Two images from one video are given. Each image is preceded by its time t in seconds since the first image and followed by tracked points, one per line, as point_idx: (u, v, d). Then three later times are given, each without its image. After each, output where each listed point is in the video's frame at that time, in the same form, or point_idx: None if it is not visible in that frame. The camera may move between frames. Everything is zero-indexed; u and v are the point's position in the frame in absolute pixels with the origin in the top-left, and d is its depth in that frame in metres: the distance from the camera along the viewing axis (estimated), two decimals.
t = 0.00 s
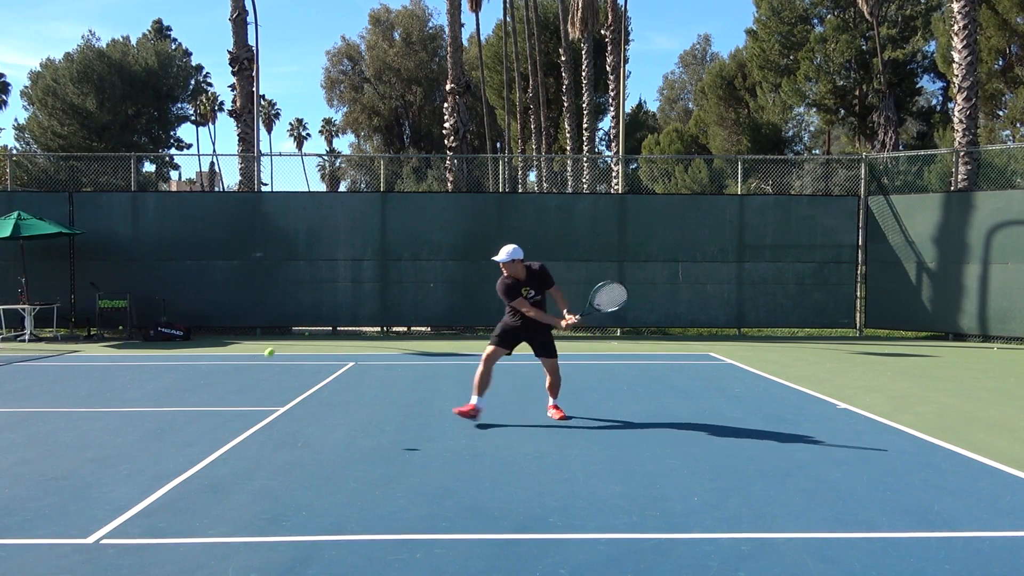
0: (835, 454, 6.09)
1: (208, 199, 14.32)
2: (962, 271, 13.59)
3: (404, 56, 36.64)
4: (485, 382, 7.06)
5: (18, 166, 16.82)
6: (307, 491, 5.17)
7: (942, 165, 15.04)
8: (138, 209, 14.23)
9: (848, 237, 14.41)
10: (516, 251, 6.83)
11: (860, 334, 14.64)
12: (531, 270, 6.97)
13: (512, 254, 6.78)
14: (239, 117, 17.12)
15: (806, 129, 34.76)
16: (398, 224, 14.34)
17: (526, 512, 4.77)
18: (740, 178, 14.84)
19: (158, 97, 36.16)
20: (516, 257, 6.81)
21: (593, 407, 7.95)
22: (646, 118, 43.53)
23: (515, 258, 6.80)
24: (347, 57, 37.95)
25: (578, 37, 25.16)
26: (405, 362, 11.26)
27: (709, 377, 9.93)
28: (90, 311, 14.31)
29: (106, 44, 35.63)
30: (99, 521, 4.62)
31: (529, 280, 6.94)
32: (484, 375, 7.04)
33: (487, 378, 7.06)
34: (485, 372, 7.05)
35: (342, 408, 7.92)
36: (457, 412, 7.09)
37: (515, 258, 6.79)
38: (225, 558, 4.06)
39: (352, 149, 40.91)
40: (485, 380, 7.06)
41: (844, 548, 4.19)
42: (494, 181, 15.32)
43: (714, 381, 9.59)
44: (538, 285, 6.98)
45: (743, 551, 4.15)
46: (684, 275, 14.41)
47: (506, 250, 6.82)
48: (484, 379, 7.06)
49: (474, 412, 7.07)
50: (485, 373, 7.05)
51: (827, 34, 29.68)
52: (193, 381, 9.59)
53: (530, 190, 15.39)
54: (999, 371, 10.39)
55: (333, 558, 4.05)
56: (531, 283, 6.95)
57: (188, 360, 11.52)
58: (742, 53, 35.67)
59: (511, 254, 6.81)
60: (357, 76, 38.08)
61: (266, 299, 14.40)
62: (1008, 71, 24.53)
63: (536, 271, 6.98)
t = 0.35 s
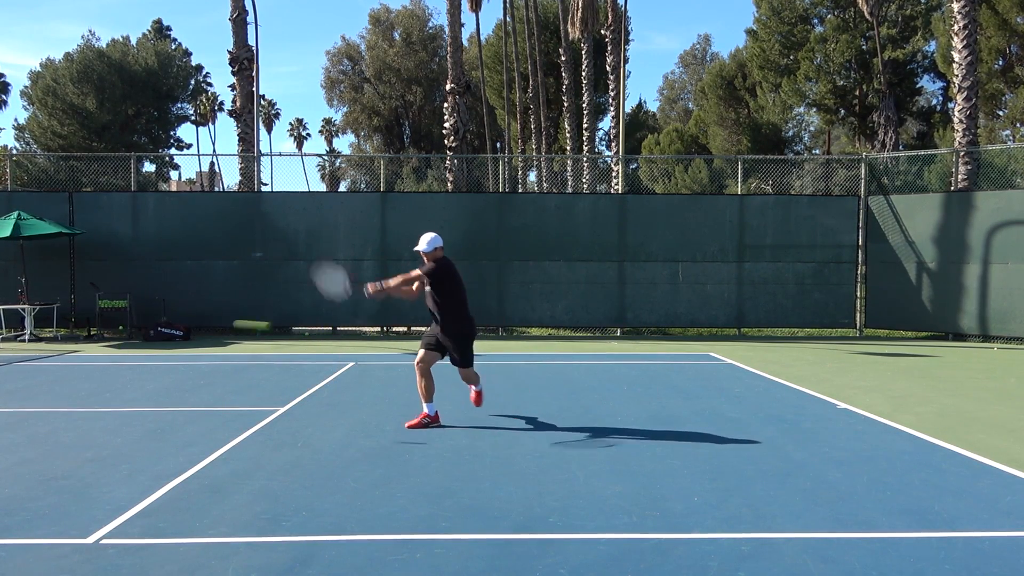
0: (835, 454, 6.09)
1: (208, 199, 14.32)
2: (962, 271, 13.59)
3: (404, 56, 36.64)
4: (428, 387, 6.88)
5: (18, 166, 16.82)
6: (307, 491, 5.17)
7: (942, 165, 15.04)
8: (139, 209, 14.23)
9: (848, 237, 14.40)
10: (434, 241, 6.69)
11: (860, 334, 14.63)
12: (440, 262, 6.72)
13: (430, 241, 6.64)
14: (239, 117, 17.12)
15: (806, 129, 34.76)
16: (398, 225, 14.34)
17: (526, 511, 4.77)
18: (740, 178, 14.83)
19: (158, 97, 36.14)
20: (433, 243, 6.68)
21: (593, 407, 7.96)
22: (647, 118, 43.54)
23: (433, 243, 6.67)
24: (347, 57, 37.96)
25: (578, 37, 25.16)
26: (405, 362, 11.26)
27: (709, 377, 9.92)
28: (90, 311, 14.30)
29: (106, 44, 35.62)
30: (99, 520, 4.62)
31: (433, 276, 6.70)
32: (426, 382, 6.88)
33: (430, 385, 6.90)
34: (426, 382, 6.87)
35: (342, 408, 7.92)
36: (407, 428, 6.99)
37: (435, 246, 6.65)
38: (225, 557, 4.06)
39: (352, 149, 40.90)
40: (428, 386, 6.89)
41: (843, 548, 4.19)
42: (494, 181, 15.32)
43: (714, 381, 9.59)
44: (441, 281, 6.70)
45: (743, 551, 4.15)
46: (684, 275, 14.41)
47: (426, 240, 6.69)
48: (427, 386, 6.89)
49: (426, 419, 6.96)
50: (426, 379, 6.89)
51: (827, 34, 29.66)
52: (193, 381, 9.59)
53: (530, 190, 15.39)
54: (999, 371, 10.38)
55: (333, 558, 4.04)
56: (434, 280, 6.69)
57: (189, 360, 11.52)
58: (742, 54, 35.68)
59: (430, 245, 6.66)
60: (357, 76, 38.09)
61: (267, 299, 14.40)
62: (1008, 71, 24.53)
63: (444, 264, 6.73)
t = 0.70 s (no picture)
0: (835, 455, 6.08)
1: (208, 199, 14.31)
2: (962, 271, 13.58)
3: (404, 56, 36.64)
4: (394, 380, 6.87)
5: (18, 166, 16.81)
6: (307, 491, 5.16)
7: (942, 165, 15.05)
8: (138, 209, 14.22)
9: (848, 237, 14.40)
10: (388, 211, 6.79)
11: (860, 334, 14.63)
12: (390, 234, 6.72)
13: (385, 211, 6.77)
14: (239, 117, 17.12)
15: (806, 129, 34.76)
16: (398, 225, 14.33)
17: (526, 512, 4.76)
18: (740, 178, 14.83)
19: (158, 97, 36.13)
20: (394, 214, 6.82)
21: (593, 407, 7.95)
22: (647, 119, 43.55)
23: (390, 214, 6.76)
24: (347, 57, 37.96)
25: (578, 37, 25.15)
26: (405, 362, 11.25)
27: (709, 377, 9.92)
28: (90, 311, 14.30)
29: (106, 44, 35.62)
30: (99, 520, 4.62)
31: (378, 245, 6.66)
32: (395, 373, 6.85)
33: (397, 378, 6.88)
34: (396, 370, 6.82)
35: (342, 408, 7.91)
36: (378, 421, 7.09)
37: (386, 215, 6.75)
38: (225, 557, 4.06)
39: (352, 149, 40.90)
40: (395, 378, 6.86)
41: (844, 548, 4.18)
42: (494, 181, 15.32)
43: (714, 381, 9.58)
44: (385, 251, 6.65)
45: (743, 551, 4.15)
46: (684, 275, 14.41)
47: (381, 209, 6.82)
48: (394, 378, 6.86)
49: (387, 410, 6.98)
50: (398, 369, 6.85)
51: (827, 34, 29.65)
52: (193, 381, 9.58)
53: (530, 190, 15.38)
54: (999, 371, 10.38)
55: (333, 558, 4.04)
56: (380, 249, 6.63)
57: (189, 360, 11.52)
58: (742, 53, 35.67)
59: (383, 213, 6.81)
60: (357, 76, 38.09)
61: (266, 299, 14.40)
62: (1008, 71, 24.52)
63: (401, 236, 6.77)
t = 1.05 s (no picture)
0: (835, 454, 6.09)
1: (208, 199, 14.32)
2: (962, 271, 13.59)
3: (404, 56, 36.64)
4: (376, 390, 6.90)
5: (18, 166, 16.80)
6: (306, 491, 5.17)
7: (942, 165, 15.05)
8: (138, 209, 14.23)
9: (848, 237, 14.40)
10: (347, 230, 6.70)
11: (860, 334, 14.63)
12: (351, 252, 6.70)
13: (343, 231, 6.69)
14: (239, 117, 17.12)
15: (806, 129, 34.77)
16: (398, 225, 14.33)
17: (526, 512, 4.76)
18: (740, 178, 14.83)
19: (158, 97, 36.15)
20: (354, 235, 6.72)
21: (593, 407, 7.96)
22: (647, 119, 43.56)
23: (349, 235, 6.69)
24: (347, 57, 37.96)
25: (578, 37, 25.16)
26: (405, 362, 11.26)
27: (709, 377, 9.92)
28: (90, 311, 14.31)
29: (106, 44, 35.64)
30: (99, 520, 4.62)
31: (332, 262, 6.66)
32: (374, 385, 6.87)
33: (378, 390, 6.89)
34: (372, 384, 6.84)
35: (342, 408, 7.92)
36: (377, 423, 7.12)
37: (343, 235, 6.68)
38: (225, 557, 4.06)
39: (352, 149, 40.90)
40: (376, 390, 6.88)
41: (844, 548, 4.19)
42: (494, 181, 15.33)
43: (714, 381, 9.59)
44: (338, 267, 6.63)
45: (743, 551, 4.15)
46: (684, 275, 14.41)
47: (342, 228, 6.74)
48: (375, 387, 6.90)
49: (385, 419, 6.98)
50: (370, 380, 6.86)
51: (827, 34, 29.66)
52: (192, 381, 9.59)
53: (530, 190, 15.37)
54: (999, 371, 10.38)
55: (333, 558, 4.05)
56: (331, 268, 6.65)
57: (189, 360, 11.52)
58: (742, 53, 35.67)
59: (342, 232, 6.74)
60: (357, 76, 38.09)
61: (266, 299, 14.40)
62: (1008, 71, 24.52)
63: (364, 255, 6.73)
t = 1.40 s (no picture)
0: (835, 454, 6.10)
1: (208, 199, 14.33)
2: (962, 271, 13.60)
3: (404, 56, 36.66)
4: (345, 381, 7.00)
5: (17, 166, 16.79)
6: (306, 491, 5.17)
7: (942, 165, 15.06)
8: (139, 209, 14.24)
9: (848, 237, 14.41)
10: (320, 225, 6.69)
11: (859, 334, 14.64)
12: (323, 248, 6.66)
13: (315, 228, 6.66)
14: (239, 117, 17.12)
15: (806, 129, 34.79)
16: (398, 225, 14.34)
17: (526, 511, 4.77)
18: (740, 178, 14.84)
19: (158, 97, 36.15)
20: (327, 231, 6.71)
21: (592, 407, 7.96)
22: (647, 119, 43.58)
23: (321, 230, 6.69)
24: (347, 57, 37.97)
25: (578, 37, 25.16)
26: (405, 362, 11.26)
27: (709, 377, 9.93)
28: (90, 311, 14.32)
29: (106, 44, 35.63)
30: (99, 520, 4.63)
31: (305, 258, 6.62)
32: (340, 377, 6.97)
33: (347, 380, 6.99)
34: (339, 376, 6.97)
35: (342, 408, 7.92)
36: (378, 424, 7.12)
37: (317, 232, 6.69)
38: (225, 558, 4.07)
39: (352, 149, 40.91)
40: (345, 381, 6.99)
41: (844, 548, 4.20)
42: (494, 181, 15.33)
43: (713, 381, 9.60)
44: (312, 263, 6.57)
45: (743, 551, 4.16)
46: (684, 275, 14.42)
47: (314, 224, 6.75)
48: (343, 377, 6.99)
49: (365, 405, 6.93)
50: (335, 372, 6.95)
51: (827, 34, 29.67)
52: (192, 381, 9.60)
53: (530, 191, 15.38)
54: (999, 371, 10.39)
55: (334, 558, 4.05)
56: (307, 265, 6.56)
57: (189, 360, 11.53)
58: (742, 53, 35.68)
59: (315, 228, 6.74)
60: (357, 76, 38.10)
61: (266, 299, 14.41)
62: (1008, 71, 24.53)
63: (338, 251, 6.72)
